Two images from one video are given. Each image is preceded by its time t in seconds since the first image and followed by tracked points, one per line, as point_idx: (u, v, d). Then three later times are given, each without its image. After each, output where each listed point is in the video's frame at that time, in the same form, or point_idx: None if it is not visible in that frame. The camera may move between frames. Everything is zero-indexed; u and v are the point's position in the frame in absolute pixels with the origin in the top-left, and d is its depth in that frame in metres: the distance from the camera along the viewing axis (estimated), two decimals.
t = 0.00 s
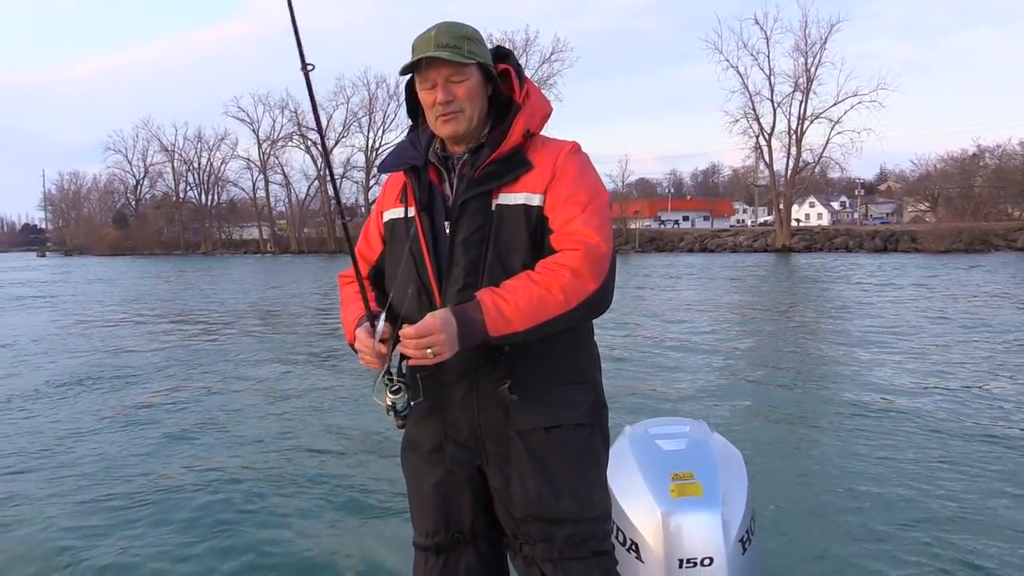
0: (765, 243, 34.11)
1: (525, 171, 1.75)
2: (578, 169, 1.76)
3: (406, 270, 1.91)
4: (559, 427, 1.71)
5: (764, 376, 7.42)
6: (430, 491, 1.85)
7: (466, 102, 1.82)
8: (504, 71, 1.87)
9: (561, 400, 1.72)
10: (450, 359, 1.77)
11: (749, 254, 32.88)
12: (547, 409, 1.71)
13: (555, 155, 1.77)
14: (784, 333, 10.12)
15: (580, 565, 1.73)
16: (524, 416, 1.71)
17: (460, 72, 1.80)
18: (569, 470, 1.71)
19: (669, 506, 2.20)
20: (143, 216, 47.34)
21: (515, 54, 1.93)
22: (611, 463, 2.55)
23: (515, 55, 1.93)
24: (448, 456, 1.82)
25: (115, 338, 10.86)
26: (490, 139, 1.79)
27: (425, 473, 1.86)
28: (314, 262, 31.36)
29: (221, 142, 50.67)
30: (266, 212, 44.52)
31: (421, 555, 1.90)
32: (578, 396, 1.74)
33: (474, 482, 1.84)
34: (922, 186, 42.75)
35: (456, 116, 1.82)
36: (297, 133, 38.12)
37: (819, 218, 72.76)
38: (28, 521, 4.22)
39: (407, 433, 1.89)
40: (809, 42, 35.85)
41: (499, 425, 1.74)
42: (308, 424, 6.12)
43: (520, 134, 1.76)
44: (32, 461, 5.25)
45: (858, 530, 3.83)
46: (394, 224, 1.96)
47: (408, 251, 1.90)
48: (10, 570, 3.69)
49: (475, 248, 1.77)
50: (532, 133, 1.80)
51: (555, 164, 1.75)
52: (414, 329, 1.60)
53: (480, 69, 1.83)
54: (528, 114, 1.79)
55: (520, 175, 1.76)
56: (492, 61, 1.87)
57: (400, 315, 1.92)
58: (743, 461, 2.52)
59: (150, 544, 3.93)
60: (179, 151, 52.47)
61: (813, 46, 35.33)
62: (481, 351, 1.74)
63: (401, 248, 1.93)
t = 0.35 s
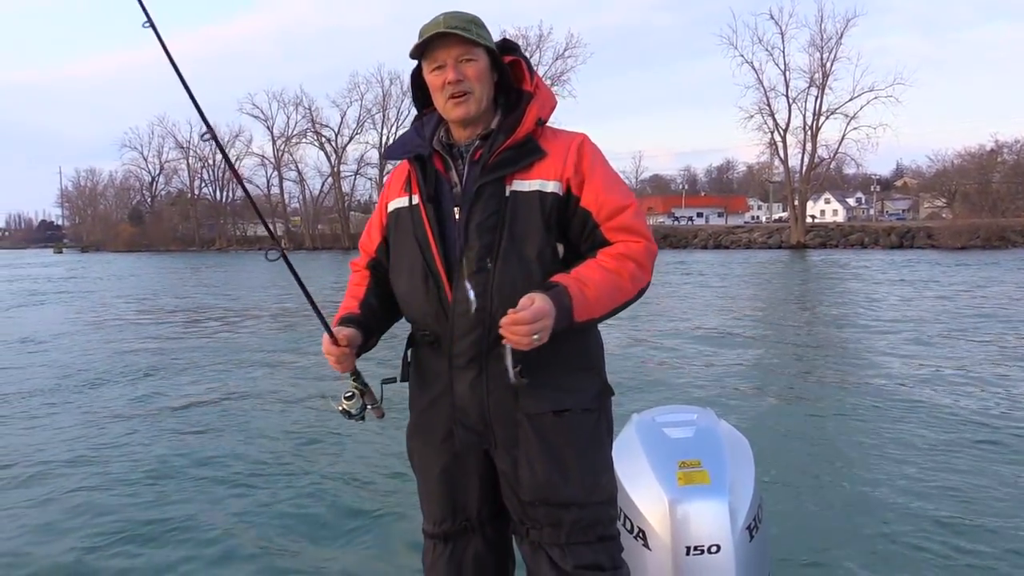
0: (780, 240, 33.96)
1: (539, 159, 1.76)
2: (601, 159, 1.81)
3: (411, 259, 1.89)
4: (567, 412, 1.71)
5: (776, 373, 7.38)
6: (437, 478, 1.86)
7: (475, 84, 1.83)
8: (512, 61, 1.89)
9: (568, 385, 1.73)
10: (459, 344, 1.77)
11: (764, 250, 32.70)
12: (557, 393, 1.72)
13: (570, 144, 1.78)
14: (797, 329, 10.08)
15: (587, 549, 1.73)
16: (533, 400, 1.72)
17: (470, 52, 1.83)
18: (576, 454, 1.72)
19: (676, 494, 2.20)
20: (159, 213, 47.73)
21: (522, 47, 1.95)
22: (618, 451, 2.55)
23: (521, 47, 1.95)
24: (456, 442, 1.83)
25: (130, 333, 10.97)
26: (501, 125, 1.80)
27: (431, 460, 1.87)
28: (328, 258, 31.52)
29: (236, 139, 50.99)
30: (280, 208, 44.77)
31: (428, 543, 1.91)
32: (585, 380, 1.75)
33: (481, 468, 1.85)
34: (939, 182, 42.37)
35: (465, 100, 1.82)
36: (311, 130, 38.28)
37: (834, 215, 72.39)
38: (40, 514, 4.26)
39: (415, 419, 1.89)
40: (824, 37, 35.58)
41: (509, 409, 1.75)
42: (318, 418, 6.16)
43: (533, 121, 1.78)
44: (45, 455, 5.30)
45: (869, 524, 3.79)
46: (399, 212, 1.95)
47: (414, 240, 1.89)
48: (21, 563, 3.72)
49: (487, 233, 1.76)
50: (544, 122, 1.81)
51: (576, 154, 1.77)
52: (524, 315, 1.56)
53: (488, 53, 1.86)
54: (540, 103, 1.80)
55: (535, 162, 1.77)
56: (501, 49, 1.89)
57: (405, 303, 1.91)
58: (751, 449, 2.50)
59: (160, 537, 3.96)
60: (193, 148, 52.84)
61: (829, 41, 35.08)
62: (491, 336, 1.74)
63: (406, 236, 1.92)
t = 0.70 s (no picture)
0: (788, 240, 33.90)
1: (539, 158, 1.78)
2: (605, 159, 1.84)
3: (408, 260, 1.90)
4: (566, 410, 1.73)
5: (780, 373, 7.37)
6: (437, 477, 1.87)
7: (472, 83, 1.84)
8: (510, 61, 1.90)
9: (568, 384, 1.75)
10: (458, 343, 1.78)
11: (772, 251, 32.61)
12: (556, 392, 1.74)
13: (570, 144, 1.80)
14: (803, 329, 10.07)
15: (587, 548, 1.74)
16: (533, 399, 1.73)
17: (467, 52, 1.85)
18: (576, 453, 1.73)
19: (677, 492, 2.21)
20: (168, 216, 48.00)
21: (519, 46, 1.97)
22: (620, 449, 2.56)
23: (517, 47, 1.96)
24: (455, 442, 1.83)
25: (139, 336, 11.04)
26: (500, 125, 1.81)
27: (431, 460, 1.88)
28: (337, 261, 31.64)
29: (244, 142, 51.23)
30: (289, 211, 44.94)
31: (429, 543, 1.92)
32: (583, 380, 1.76)
33: (480, 468, 1.86)
34: (948, 182, 42.19)
35: (462, 98, 1.84)
36: (318, 133, 38.44)
37: (842, 215, 72.21)
38: (46, 515, 4.29)
39: (414, 419, 1.90)
40: (831, 37, 35.47)
41: (508, 408, 1.75)
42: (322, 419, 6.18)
43: (531, 121, 1.79)
44: (53, 456, 5.35)
45: (873, 524, 3.78)
46: (395, 214, 1.96)
47: (411, 240, 1.90)
48: (27, 563, 3.76)
49: (487, 233, 1.77)
50: (543, 121, 1.82)
51: (577, 154, 1.79)
52: (603, 290, 1.58)
53: (484, 52, 1.87)
54: (538, 103, 1.82)
55: (534, 161, 1.78)
56: (497, 49, 1.91)
57: (403, 304, 1.92)
58: (752, 446, 2.51)
59: (164, 537, 3.99)
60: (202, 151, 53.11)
61: (836, 41, 35.01)
62: (489, 336, 1.75)
63: (403, 237, 1.93)
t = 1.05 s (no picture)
0: (791, 243, 33.85)
1: (536, 168, 1.78)
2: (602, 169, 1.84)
3: (405, 272, 1.91)
4: (563, 422, 1.74)
5: (782, 376, 7.36)
6: (434, 488, 1.88)
7: (470, 92, 1.85)
8: (508, 69, 1.91)
9: (565, 396, 1.75)
10: (454, 355, 1.79)
11: (776, 254, 32.58)
12: (552, 404, 1.74)
13: (567, 154, 1.80)
14: (805, 332, 10.06)
15: (584, 561, 1.75)
16: (529, 411, 1.74)
17: (464, 61, 1.86)
18: (573, 465, 1.74)
19: (676, 501, 2.22)
20: (172, 218, 48.08)
21: (517, 55, 1.97)
22: (618, 457, 2.56)
23: (515, 56, 1.97)
24: (452, 454, 1.84)
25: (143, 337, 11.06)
26: (497, 134, 1.82)
27: (428, 471, 1.89)
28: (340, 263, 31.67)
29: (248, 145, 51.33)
30: (292, 213, 45.00)
31: (426, 554, 1.93)
32: (580, 392, 1.77)
33: (476, 480, 1.87)
34: (952, 185, 42.12)
35: (459, 108, 1.85)
36: (322, 136, 38.49)
37: (846, 218, 72.16)
38: (48, 514, 4.30)
39: (411, 429, 1.91)
40: (835, 41, 35.43)
41: (504, 420, 1.76)
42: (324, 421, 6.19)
43: (528, 132, 1.80)
44: (56, 456, 5.36)
45: (873, 530, 3.77)
46: (392, 223, 1.98)
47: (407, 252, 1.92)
48: (27, 561, 3.77)
49: (483, 244, 1.78)
50: (540, 132, 1.83)
51: (574, 165, 1.79)
52: (585, 279, 1.58)
53: (481, 62, 1.88)
54: (535, 113, 1.83)
55: (531, 171, 1.79)
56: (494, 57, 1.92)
57: (400, 316, 1.93)
58: (750, 455, 2.52)
59: (165, 536, 4.00)
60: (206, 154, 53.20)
61: (840, 44, 34.97)
62: (485, 347, 1.75)
63: (400, 248, 1.94)
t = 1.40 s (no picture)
0: (795, 242, 33.76)
1: (526, 174, 1.78)
2: (592, 172, 1.83)
3: (398, 280, 1.92)
4: (555, 430, 1.73)
5: (783, 376, 7.34)
6: (428, 495, 1.89)
7: (460, 98, 1.85)
8: (498, 76, 1.91)
9: (557, 403, 1.75)
10: (446, 363, 1.78)
11: (779, 253, 32.51)
12: (544, 411, 1.74)
13: (557, 159, 1.80)
14: (808, 332, 10.03)
15: (578, 568, 1.75)
16: (522, 418, 1.73)
17: (453, 67, 1.86)
18: (566, 472, 1.74)
19: (674, 507, 2.22)
20: (175, 219, 48.14)
21: (508, 60, 1.98)
22: (616, 462, 2.56)
23: (507, 61, 1.98)
24: (445, 461, 1.84)
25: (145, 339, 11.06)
26: (487, 140, 1.82)
27: (422, 478, 1.89)
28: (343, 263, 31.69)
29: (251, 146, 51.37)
30: (295, 214, 45.03)
31: (422, 560, 1.93)
32: (573, 399, 1.76)
33: (471, 487, 1.87)
34: (956, 183, 41.98)
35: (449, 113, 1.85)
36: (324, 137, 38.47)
37: (849, 216, 72.00)
38: (48, 517, 4.30)
39: (405, 436, 1.91)
40: (837, 39, 35.29)
41: (496, 428, 1.76)
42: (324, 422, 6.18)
43: (519, 137, 1.79)
44: (57, 459, 5.37)
45: (874, 532, 3.76)
46: (385, 231, 1.98)
47: (400, 260, 1.92)
48: (27, 564, 3.77)
49: (474, 251, 1.77)
50: (531, 137, 1.82)
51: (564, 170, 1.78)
52: (553, 252, 1.54)
53: (471, 68, 1.89)
54: (526, 118, 1.82)
55: (521, 177, 1.79)
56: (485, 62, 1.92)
57: (394, 324, 1.93)
58: (748, 460, 2.52)
59: (167, 537, 4.01)
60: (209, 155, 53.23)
61: (843, 42, 34.82)
62: (476, 355, 1.75)
63: (393, 256, 1.94)
